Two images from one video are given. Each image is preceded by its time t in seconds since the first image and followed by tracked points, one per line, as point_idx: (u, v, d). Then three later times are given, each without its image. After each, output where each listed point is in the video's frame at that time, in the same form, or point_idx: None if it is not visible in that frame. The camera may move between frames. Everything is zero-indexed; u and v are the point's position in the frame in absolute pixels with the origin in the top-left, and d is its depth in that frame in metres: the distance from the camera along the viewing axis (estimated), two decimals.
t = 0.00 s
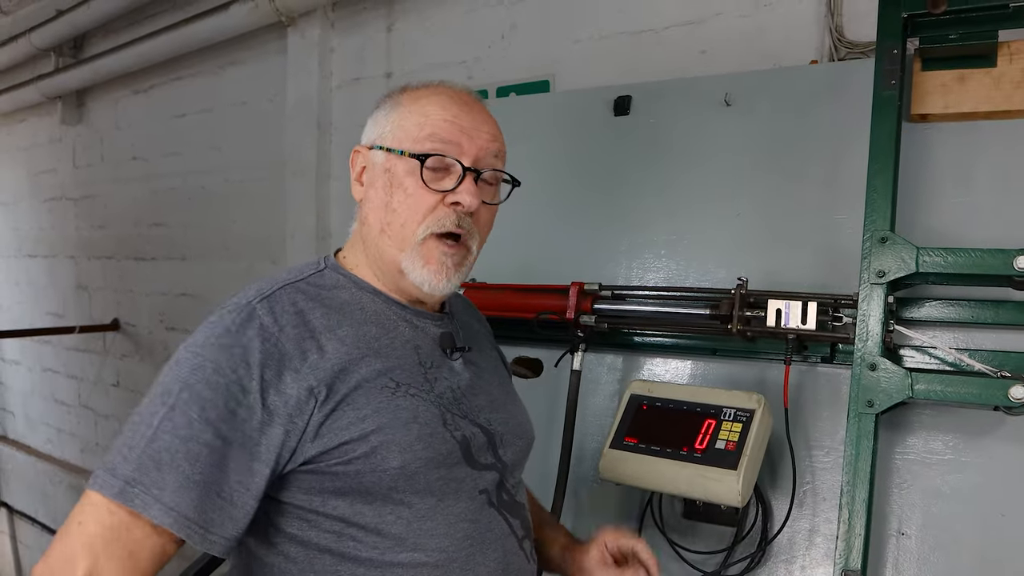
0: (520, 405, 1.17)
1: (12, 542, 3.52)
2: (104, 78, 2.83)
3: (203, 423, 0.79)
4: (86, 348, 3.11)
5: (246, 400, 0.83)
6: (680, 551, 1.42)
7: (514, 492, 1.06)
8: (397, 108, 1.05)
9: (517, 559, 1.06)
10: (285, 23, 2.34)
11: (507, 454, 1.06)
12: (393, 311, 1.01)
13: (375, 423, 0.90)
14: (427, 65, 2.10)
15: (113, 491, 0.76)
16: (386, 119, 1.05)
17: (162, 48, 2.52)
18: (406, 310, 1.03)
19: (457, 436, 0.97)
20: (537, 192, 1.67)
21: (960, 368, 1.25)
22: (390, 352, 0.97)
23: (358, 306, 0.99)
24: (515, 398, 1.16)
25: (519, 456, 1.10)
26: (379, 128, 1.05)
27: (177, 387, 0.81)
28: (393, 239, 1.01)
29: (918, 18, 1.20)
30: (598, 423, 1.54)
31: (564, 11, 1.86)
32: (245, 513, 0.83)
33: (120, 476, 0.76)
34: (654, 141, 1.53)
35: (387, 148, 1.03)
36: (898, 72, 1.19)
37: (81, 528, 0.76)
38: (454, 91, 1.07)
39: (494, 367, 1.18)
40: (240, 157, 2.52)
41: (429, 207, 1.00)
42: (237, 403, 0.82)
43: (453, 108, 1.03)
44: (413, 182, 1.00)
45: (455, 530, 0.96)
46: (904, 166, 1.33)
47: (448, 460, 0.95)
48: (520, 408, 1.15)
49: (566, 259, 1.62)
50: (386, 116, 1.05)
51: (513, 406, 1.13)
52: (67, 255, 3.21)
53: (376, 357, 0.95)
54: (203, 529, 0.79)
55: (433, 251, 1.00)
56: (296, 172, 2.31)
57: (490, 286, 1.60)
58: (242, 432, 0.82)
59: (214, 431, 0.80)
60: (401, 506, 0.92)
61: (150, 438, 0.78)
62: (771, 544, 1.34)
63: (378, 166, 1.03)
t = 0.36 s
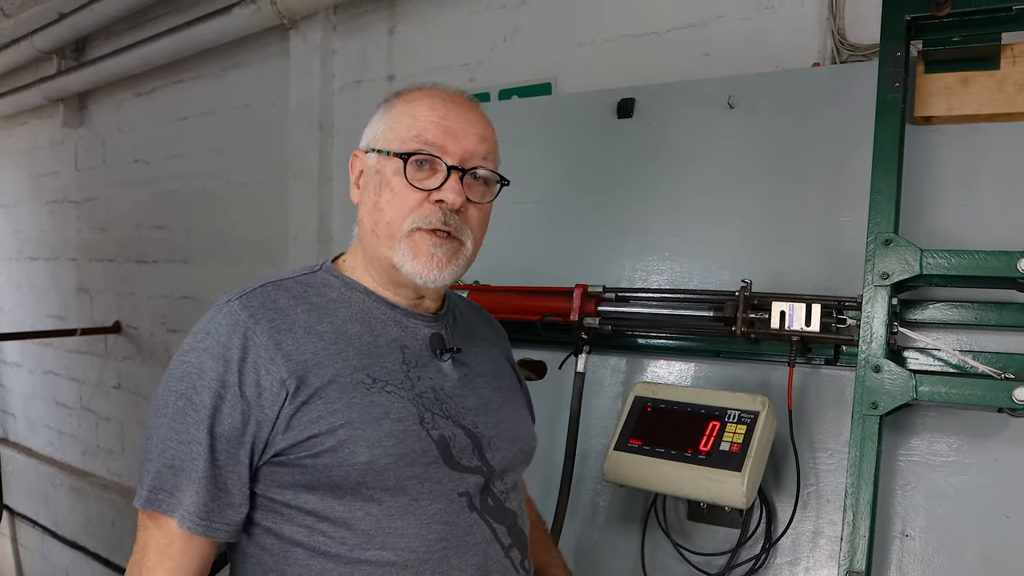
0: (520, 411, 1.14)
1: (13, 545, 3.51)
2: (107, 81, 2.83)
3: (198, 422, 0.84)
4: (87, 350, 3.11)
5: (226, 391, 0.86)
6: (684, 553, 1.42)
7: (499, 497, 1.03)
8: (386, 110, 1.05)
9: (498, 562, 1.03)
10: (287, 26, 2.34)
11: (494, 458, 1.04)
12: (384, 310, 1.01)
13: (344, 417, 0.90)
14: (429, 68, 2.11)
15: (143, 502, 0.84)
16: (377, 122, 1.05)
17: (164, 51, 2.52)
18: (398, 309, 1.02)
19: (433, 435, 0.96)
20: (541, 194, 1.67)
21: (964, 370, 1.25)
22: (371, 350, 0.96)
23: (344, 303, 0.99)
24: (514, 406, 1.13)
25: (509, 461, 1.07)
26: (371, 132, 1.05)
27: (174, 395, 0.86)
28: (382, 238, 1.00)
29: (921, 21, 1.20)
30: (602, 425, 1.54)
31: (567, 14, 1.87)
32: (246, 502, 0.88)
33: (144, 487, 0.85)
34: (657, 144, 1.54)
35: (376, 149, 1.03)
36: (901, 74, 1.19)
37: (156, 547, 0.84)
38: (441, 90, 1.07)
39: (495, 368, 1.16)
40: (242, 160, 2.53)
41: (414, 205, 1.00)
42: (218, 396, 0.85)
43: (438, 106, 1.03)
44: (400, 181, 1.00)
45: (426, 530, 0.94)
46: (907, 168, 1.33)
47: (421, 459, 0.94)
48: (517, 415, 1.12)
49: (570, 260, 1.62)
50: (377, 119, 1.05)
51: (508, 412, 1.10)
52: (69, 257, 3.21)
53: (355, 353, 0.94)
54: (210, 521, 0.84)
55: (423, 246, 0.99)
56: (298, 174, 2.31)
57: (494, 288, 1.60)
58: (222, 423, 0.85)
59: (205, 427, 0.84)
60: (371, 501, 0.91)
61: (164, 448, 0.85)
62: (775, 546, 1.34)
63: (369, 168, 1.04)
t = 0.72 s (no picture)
0: (519, 413, 1.13)
1: (15, 547, 3.52)
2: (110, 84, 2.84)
3: (196, 428, 0.85)
4: (90, 353, 3.12)
5: (222, 397, 0.87)
6: (686, 555, 1.43)
7: (498, 499, 1.03)
8: (374, 115, 1.05)
9: (498, 564, 1.03)
10: (290, 29, 2.35)
11: (492, 459, 1.04)
12: (379, 313, 1.01)
13: (342, 422, 0.91)
14: (432, 72, 2.12)
15: (140, 509, 0.85)
16: (365, 126, 1.05)
17: (167, 54, 2.53)
18: (393, 313, 1.02)
19: (430, 438, 0.96)
20: (543, 197, 1.68)
21: (964, 373, 1.26)
22: (367, 354, 0.97)
23: (341, 308, 1.00)
24: (513, 408, 1.13)
25: (508, 462, 1.07)
26: (360, 138, 1.06)
27: (172, 401, 0.87)
28: (374, 244, 1.01)
29: (922, 26, 1.21)
30: (604, 428, 1.55)
31: (569, 18, 1.87)
32: (244, 507, 0.89)
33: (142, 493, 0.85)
34: (659, 148, 1.54)
35: (365, 155, 1.03)
36: (902, 80, 1.20)
37: (157, 555, 0.85)
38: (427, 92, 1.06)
39: (493, 369, 1.16)
40: (245, 163, 2.54)
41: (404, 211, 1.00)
42: (216, 402, 0.86)
43: (424, 109, 1.02)
44: (389, 187, 1.00)
45: (425, 533, 0.94)
46: (908, 172, 1.34)
47: (419, 462, 0.94)
48: (517, 417, 1.12)
49: (572, 264, 1.63)
50: (365, 124, 1.05)
51: (508, 414, 1.10)
52: (72, 260, 3.22)
53: (351, 357, 0.95)
54: (209, 527, 0.85)
55: (413, 251, 0.99)
56: (301, 177, 2.32)
57: (496, 291, 1.61)
58: (221, 429, 0.86)
59: (204, 433, 0.85)
60: (370, 505, 0.92)
61: (160, 453, 0.86)
62: (777, 548, 1.35)
63: (360, 175, 1.04)
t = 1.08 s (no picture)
0: (515, 410, 1.14)
1: (19, 550, 3.52)
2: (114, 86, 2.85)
3: (202, 439, 0.83)
4: (93, 355, 3.12)
5: (228, 407, 0.84)
6: (693, 556, 1.43)
7: (503, 499, 1.03)
8: (366, 113, 1.04)
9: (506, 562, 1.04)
10: (293, 31, 2.35)
11: (496, 459, 1.04)
12: (378, 314, 1.01)
13: (352, 428, 0.90)
14: (436, 73, 2.12)
15: (144, 525, 0.82)
16: (357, 124, 1.04)
17: (171, 57, 2.54)
18: (391, 313, 1.02)
19: (439, 440, 0.96)
20: (548, 197, 1.68)
21: (971, 373, 1.25)
22: (371, 357, 0.96)
23: (341, 311, 0.98)
24: (509, 406, 1.13)
25: (510, 461, 1.07)
26: (352, 136, 1.05)
27: (174, 412, 0.84)
28: (367, 244, 1.00)
29: (928, 26, 1.21)
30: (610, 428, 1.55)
31: (573, 20, 1.88)
32: (252, 518, 0.86)
33: (145, 509, 0.82)
34: (664, 148, 1.54)
35: (357, 153, 1.02)
36: (908, 80, 1.20)
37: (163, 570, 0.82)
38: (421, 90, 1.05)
39: (489, 368, 1.16)
40: (248, 165, 2.54)
41: (397, 210, 0.99)
42: (221, 411, 0.84)
43: (417, 107, 1.01)
44: (381, 186, 0.99)
45: (437, 536, 0.94)
46: (914, 172, 1.34)
47: (430, 465, 0.94)
48: (514, 415, 1.12)
49: (577, 264, 1.63)
50: (357, 123, 1.04)
51: (506, 412, 1.11)
52: (75, 262, 3.22)
53: (356, 361, 0.94)
54: (218, 540, 0.83)
55: (405, 251, 0.98)
56: (304, 179, 2.32)
57: (501, 291, 1.61)
58: (228, 439, 0.84)
59: (211, 444, 0.82)
60: (382, 511, 0.91)
61: (162, 467, 0.83)
62: (783, 548, 1.35)
63: (351, 173, 1.03)
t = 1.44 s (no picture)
0: (513, 409, 1.14)
1: (22, 551, 3.52)
2: (117, 88, 2.85)
3: (205, 443, 0.81)
4: (96, 356, 3.12)
5: (231, 410, 0.83)
6: (699, 557, 1.42)
7: (507, 500, 1.03)
8: (365, 111, 1.03)
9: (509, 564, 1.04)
10: (296, 33, 2.35)
11: (499, 460, 1.04)
12: (379, 314, 1.00)
13: (359, 431, 0.89)
14: (439, 74, 2.12)
15: (146, 533, 0.81)
16: (356, 123, 1.03)
17: (175, 58, 2.54)
18: (392, 313, 1.01)
19: (444, 442, 0.95)
20: (552, 198, 1.68)
21: (979, 374, 1.25)
22: (374, 358, 0.95)
23: (342, 311, 0.97)
24: (509, 405, 1.13)
25: (511, 461, 1.07)
26: (351, 135, 1.03)
27: (175, 417, 0.82)
28: (367, 245, 0.99)
29: (935, 25, 1.21)
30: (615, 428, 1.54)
31: (577, 20, 1.88)
32: (256, 523, 0.85)
33: (146, 517, 0.81)
34: (669, 148, 1.54)
35: (357, 153, 1.01)
36: (915, 78, 1.19)
37: None
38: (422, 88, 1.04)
39: (487, 367, 1.16)
40: (251, 167, 2.54)
41: (398, 212, 0.98)
42: (224, 414, 0.83)
43: (419, 107, 1.00)
44: (382, 187, 0.98)
45: (443, 538, 0.94)
46: (921, 172, 1.34)
47: (435, 467, 0.93)
48: (514, 415, 1.12)
49: (582, 264, 1.63)
50: (356, 121, 1.03)
51: (506, 412, 1.10)
52: (78, 264, 3.22)
53: (359, 362, 0.93)
54: (223, 546, 0.81)
55: (406, 252, 0.97)
56: (308, 180, 2.32)
57: (505, 292, 1.61)
58: (231, 443, 0.83)
59: (215, 448, 0.81)
60: (388, 514, 0.90)
61: (163, 472, 0.81)
62: (789, 550, 1.34)
63: (351, 173, 1.02)
